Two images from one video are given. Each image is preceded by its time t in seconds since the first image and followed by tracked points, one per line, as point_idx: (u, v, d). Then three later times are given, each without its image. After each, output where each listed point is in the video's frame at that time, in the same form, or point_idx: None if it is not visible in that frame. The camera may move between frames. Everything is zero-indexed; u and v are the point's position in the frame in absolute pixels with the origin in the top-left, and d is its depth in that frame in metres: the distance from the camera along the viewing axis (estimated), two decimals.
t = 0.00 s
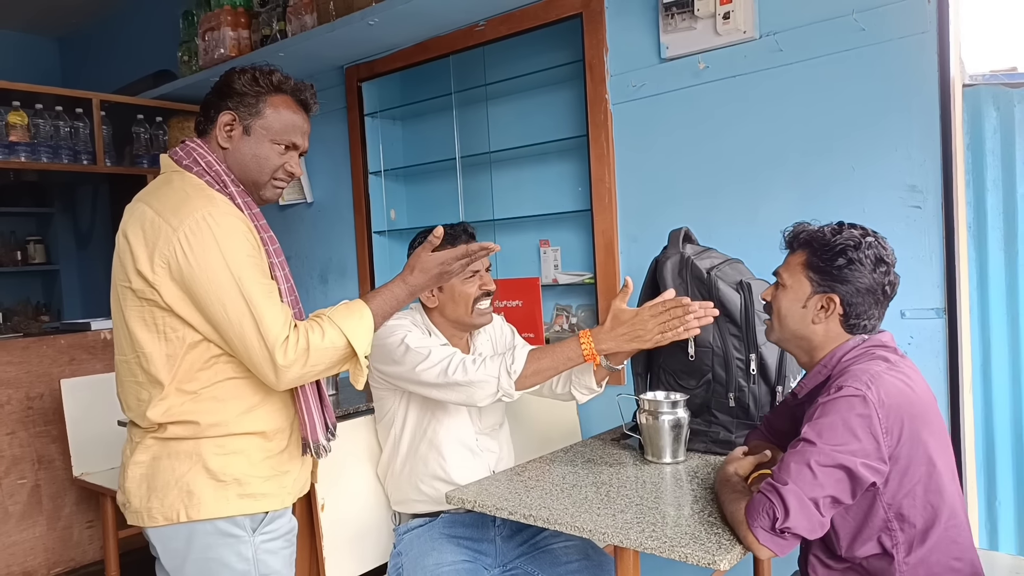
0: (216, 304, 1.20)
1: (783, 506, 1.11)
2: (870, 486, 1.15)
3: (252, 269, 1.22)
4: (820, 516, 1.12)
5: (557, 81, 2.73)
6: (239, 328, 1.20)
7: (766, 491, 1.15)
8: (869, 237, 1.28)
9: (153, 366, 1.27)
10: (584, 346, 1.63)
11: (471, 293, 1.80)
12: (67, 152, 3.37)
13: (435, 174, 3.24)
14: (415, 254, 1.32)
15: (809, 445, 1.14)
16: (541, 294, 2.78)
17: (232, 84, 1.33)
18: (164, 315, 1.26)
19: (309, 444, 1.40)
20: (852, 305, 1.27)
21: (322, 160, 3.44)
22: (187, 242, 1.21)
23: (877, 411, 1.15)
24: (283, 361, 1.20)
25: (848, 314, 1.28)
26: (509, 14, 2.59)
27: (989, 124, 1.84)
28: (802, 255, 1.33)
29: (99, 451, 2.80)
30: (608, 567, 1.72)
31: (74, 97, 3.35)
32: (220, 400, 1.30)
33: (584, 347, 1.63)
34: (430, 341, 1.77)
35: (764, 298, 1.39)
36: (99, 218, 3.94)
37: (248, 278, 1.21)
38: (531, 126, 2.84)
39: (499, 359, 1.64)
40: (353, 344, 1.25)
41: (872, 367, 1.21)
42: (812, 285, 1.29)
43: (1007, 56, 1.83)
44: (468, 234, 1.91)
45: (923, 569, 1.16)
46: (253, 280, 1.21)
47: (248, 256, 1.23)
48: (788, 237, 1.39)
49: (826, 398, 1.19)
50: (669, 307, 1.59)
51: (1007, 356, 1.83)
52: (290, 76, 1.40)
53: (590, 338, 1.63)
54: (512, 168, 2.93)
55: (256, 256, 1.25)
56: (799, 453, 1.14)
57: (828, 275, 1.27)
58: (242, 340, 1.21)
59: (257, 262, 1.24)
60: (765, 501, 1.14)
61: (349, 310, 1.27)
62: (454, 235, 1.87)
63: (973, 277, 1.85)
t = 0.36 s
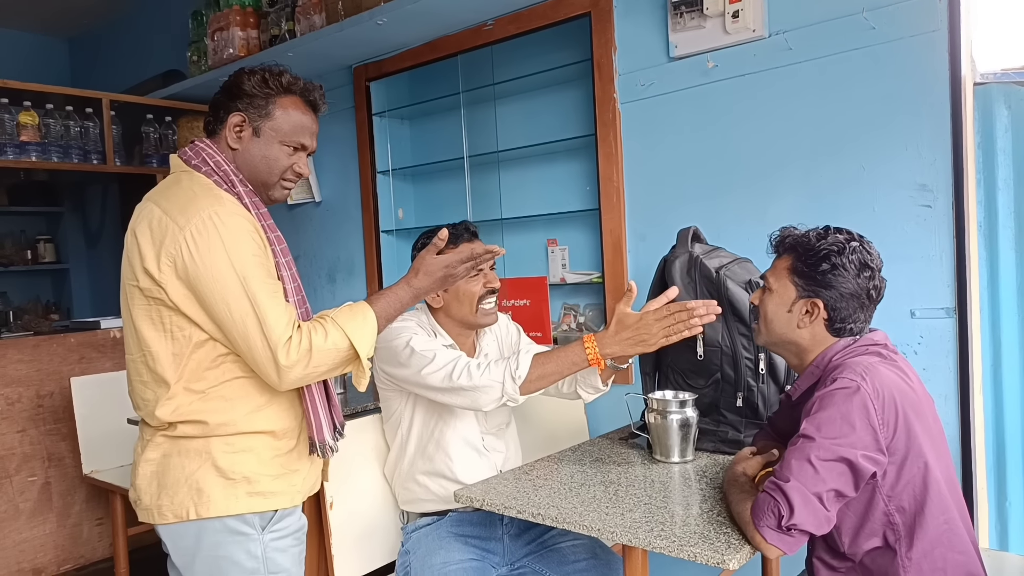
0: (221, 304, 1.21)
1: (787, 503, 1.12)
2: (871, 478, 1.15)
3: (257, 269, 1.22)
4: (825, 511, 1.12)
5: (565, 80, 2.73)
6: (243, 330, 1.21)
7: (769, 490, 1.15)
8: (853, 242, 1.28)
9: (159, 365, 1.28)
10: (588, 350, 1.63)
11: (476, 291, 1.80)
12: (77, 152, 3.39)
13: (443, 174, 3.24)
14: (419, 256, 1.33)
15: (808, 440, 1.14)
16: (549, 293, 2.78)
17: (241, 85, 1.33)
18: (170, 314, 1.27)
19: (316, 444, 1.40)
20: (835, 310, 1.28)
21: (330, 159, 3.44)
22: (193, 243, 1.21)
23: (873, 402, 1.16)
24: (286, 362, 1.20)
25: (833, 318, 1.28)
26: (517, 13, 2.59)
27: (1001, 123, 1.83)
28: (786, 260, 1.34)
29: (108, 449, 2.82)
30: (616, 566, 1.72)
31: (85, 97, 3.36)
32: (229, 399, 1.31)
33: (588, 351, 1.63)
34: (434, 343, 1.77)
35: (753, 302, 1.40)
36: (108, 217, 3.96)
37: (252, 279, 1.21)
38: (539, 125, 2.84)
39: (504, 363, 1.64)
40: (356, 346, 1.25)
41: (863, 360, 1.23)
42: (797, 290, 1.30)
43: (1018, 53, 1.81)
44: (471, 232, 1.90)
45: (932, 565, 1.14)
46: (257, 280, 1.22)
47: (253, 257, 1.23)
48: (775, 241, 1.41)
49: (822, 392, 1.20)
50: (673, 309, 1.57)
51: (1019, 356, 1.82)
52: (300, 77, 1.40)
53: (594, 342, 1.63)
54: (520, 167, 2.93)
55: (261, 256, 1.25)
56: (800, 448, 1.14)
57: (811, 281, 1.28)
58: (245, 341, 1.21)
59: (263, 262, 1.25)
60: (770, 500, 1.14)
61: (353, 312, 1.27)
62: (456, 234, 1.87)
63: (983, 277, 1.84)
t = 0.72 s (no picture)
0: (223, 307, 1.21)
1: (788, 504, 1.11)
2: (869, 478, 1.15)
3: (259, 272, 1.23)
4: (825, 512, 1.12)
5: (566, 82, 2.73)
6: (244, 332, 1.21)
7: (769, 491, 1.15)
8: (845, 245, 1.28)
9: (161, 366, 1.28)
10: (591, 359, 1.62)
11: (481, 298, 1.80)
12: (78, 153, 3.39)
13: (443, 176, 3.24)
14: (421, 260, 1.33)
15: (807, 442, 1.14)
16: (549, 296, 2.78)
17: (248, 89, 1.33)
18: (173, 315, 1.27)
19: (316, 448, 1.39)
20: (828, 313, 1.28)
21: (331, 161, 3.45)
22: (195, 244, 1.22)
23: (869, 403, 1.16)
24: (287, 365, 1.20)
25: (826, 321, 1.28)
26: (518, 15, 2.59)
27: (1002, 125, 1.83)
28: (779, 264, 1.34)
29: (109, 451, 2.82)
30: (617, 569, 1.72)
31: (86, 98, 3.37)
32: (230, 402, 1.31)
33: (591, 360, 1.62)
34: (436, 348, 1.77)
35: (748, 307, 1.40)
36: (109, 218, 3.96)
37: (254, 282, 1.21)
38: (540, 127, 2.84)
39: (506, 372, 1.64)
40: (358, 350, 1.26)
41: (858, 362, 1.23)
42: (790, 294, 1.30)
43: (1018, 56, 1.82)
44: (474, 237, 1.90)
45: (931, 566, 1.14)
46: (260, 283, 1.22)
47: (256, 259, 1.23)
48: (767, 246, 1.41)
49: (819, 394, 1.20)
50: (676, 318, 1.57)
51: (1018, 359, 1.82)
52: (307, 81, 1.40)
53: (597, 350, 1.62)
54: (520, 169, 2.93)
55: (264, 259, 1.25)
56: (799, 450, 1.14)
57: (804, 284, 1.28)
58: (246, 344, 1.21)
59: (266, 265, 1.25)
60: (770, 501, 1.14)
61: (354, 316, 1.27)
62: (460, 238, 1.87)
63: (984, 279, 1.84)
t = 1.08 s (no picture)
0: (189, 307, 1.17)
1: (786, 504, 1.12)
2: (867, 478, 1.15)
3: (236, 271, 1.19)
4: (823, 512, 1.12)
5: (564, 83, 2.74)
6: (204, 326, 1.15)
7: (768, 492, 1.15)
8: (841, 246, 1.28)
9: (154, 366, 1.29)
10: (590, 361, 1.62)
11: (478, 298, 1.80)
12: (76, 154, 3.39)
13: (442, 177, 3.25)
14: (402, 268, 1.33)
15: (805, 443, 1.15)
16: (548, 296, 2.78)
17: (254, 94, 1.33)
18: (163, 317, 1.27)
19: (310, 453, 1.37)
20: (826, 313, 1.28)
21: (329, 162, 3.45)
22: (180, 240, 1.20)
23: (867, 404, 1.16)
24: (241, 370, 1.13)
25: (824, 322, 1.29)
26: (516, 16, 2.60)
27: (999, 125, 1.83)
28: (776, 265, 1.34)
29: (108, 452, 2.81)
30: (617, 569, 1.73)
31: (83, 99, 3.36)
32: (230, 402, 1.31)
33: (590, 362, 1.62)
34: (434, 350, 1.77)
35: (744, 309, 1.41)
36: (106, 220, 3.96)
37: (228, 279, 1.18)
38: (538, 128, 2.84)
39: (505, 375, 1.64)
40: (319, 360, 1.19)
41: (856, 362, 1.23)
42: (788, 295, 1.31)
43: (1015, 56, 1.82)
44: (473, 239, 1.87)
45: (930, 565, 1.15)
46: (234, 283, 1.18)
47: (235, 263, 1.20)
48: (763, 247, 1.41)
49: (817, 394, 1.20)
50: (672, 318, 1.58)
51: (1016, 358, 1.83)
52: (313, 85, 1.40)
53: (595, 352, 1.62)
54: (519, 170, 2.93)
55: (246, 262, 1.23)
56: (797, 450, 1.14)
57: (801, 285, 1.28)
58: (202, 340, 1.14)
59: (244, 269, 1.21)
60: (768, 502, 1.14)
61: (318, 328, 1.22)
62: (458, 240, 1.84)
63: (981, 279, 1.84)
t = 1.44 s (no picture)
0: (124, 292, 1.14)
1: (784, 506, 1.12)
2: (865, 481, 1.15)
3: (181, 265, 1.15)
4: (822, 514, 1.12)
5: (563, 84, 2.74)
6: (129, 305, 1.10)
7: (766, 494, 1.15)
8: (838, 248, 1.28)
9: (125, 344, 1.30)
10: (587, 364, 1.63)
11: (475, 301, 1.80)
12: (75, 155, 3.39)
13: (441, 177, 3.25)
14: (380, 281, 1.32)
15: (803, 444, 1.14)
16: (547, 297, 2.78)
17: (258, 100, 1.33)
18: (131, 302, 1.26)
19: (293, 458, 1.34)
20: (824, 316, 1.28)
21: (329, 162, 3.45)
22: (150, 225, 1.19)
23: (865, 405, 1.16)
24: (143, 364, 1.08)
25: (822, 324, 1.29)
26: (515, 17, 2.60)
27: (997, 127, 1.84)
28: (774, 267, 1.34)
29: (106, 453, 2.81)
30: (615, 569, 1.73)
31: (82, 100, 3.36)
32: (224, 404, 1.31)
33: (587, 365, 1.63)
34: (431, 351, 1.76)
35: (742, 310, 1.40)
36: (106, 220, 3.96)
37: (170, 269, 1.13)
38: (537, 129, 2.84)
39: (502, 378, 1.63)
40: (222, 396, 1.15)
41: (855, 364, 1.23)
42: (786, 297, 1.31)
43: (1013, 57, 1.82)
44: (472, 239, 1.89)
45: (928, 567, 1.15)
46: (175, 276, 1.14)
47: (184, 259, 1.16)
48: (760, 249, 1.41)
49: (815, 395, 1.20)
50: (670, 323, 1.58)
51: (1014, 360, 1.83)
52: (318, 91, 1.40)
53: (593, 355, 1.62)
54: (518, 171, 2.93)
55: (199, 260, 1.18)
56: (795, 452, 1.14)
57: (799, 287, 1.28)
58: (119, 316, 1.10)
59: (191, 267, 1.16)
60: (767, 503, 1.14)
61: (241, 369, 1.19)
62: (456, 242, 1.86)
63: (979, 281, 1.85)
